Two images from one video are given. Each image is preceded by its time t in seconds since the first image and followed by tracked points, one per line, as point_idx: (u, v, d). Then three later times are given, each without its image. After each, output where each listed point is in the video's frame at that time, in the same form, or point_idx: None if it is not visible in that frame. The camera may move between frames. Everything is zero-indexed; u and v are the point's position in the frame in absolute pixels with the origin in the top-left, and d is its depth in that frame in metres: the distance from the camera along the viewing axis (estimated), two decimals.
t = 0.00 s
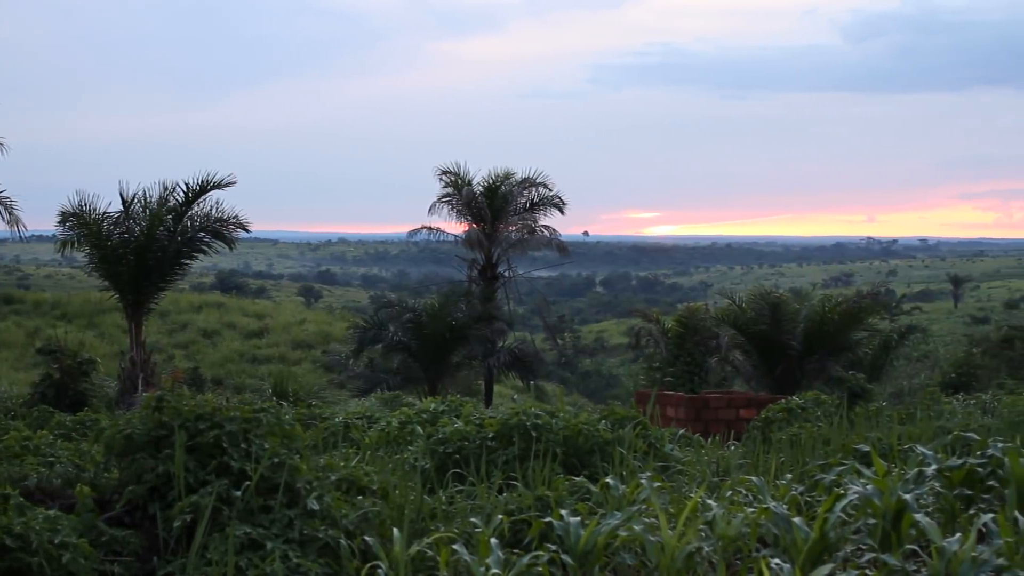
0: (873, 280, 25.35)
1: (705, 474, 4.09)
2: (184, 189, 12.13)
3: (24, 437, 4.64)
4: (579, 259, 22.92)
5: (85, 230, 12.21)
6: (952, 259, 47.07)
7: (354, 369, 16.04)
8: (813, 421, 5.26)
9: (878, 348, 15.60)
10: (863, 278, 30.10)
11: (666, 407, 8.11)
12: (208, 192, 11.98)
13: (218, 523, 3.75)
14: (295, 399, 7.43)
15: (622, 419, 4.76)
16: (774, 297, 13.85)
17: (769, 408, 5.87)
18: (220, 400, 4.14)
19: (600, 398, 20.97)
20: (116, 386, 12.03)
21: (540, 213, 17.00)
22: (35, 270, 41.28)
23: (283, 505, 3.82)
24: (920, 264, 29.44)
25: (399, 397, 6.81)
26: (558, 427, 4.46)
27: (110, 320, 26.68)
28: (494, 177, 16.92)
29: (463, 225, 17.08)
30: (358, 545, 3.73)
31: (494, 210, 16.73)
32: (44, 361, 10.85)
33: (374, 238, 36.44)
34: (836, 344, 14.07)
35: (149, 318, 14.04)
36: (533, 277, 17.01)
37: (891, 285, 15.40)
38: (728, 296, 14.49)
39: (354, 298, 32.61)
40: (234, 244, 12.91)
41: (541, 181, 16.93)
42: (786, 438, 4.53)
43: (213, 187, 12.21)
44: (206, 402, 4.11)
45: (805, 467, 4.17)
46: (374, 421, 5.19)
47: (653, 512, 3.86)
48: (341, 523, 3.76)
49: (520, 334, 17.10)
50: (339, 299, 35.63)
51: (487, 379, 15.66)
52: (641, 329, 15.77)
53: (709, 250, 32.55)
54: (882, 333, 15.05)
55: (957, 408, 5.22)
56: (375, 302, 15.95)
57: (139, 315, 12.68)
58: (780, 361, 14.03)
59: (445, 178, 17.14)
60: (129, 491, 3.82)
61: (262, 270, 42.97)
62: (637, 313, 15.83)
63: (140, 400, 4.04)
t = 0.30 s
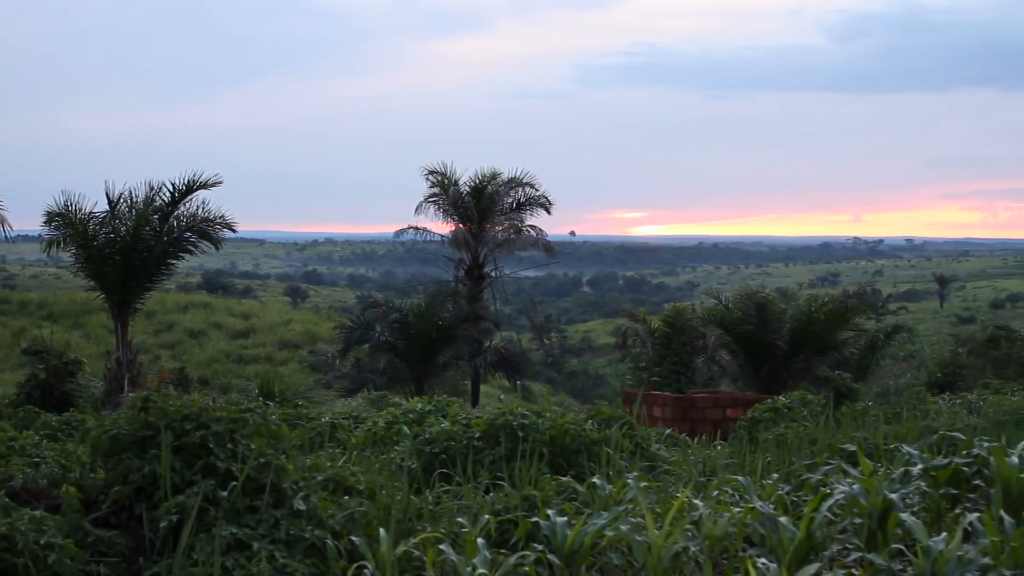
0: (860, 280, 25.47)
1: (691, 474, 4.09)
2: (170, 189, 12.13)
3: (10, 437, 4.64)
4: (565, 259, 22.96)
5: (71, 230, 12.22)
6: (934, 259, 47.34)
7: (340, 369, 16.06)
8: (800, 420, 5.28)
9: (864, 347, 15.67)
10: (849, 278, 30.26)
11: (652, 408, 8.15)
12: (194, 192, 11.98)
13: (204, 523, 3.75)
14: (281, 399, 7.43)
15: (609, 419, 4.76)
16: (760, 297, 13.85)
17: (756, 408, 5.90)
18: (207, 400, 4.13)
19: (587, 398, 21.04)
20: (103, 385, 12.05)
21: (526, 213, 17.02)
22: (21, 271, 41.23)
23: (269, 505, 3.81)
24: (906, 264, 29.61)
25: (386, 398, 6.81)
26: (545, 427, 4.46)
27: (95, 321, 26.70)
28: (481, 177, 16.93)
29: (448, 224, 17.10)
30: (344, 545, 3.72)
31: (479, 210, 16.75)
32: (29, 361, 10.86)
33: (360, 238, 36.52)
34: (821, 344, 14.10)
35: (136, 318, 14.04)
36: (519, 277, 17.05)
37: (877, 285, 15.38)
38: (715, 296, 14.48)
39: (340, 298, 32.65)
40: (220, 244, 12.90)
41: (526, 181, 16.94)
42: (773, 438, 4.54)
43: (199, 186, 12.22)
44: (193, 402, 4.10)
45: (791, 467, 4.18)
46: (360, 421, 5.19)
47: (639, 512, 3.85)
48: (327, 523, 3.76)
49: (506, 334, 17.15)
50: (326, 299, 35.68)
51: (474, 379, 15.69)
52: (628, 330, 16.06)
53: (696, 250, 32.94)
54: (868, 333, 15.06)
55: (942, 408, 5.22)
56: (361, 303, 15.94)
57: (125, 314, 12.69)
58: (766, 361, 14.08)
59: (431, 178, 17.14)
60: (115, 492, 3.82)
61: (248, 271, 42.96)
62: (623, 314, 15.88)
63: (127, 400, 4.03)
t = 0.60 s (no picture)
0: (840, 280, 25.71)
1: (671, 473, 4.09)
2: (149, 189, 12.17)
3: None
4: (546, 258, 23.03)
5: (50, 230, 12.26)
6: (908, 258, 47.87)
7: (321, 369, 16.10)
8: (780, 419, 5.30)
9: (844, 347, 15.78)
10: (830, 279, 30.50)
11: (633, 408, 8.21)
12: (174, 192, 11.95)
13: (184, 524, 3.74)
14: (261, 399, 7.43)
15: (590, 419, 4.76)
16: (740, 298, 13.78)
17: (737, 407, 5.93)
18: (187, 400, 4.13)
19: (568, 398, 21.12)
20: (82, 385, 12.06)
21: (507, 213, 17.05)
22: None
23: (250, 505, 3.81)
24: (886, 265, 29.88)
25: (366, 397, 6.82)
26: (525, 427, 4.47)
27: (75, 322, 26.69)
28: (461, 177, 16.94)
29: (429, 224, 17.11)
30: (325, 545, 3.72)
31: (460, 210, 16.77)
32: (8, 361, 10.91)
33: (340, 238, 36.62)
34: (801, 344, 14.02)
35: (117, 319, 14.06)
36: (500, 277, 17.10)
37: (858, 286, 15.42)
38: (695, 295, 14.46)
39: (321, 298, 32.70)
40: (200, 244, 12.92)
41: (507, 181, 16.97)
42: (752, 437, 4.54)
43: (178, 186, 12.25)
44: (172, 402, 4.09)
45: (771, 466, 4.19)
46: (340, 421, 5.20)
47: (620, 512, 3.86)
48: (308, 524, 3.76)
49: (487, 334, 17.20)
50: (306, 299, 35.71)
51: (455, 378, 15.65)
52: (609, 329, 16.39)
53: (677, 250, 34.97)
54: (849, 333, 15.17)
55: (921, 407, 5.25)
56: (341, 303, 15.95)
57: (105, 314, 12.72)
58: (747, 361, 14.02)
59: (412, 178, 17.15)
60: (94, 492, 3.81)
61: (228, 270, 42.89)
62: (603, 314, 15.90)
63: (107, 400, 4.02)
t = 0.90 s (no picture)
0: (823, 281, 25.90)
1: (654, 473, 4.09)
2: (131, 189, 12.26)
3: None
4: (529, 258, 23.09)
5: (32, 230, 12.34)
6: (887, 258, 48.24)
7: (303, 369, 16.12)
8: (763, 419, 5.32)
9: (827, 347, 15.86)
10: (812, 279, 30.70)
11: (616, 407, 8.24)
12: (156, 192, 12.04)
13: (167, 524, 3.74)
14: (242, 399, 7.44)
15: (572, 419, 4.76)
16: (723, 297, 13.88)
17: (719, 407, 5.97)
18: (169, 400, 4.12)
19: (551, 398, 21.19)
20: (64, 385, 12.12)
21: (489, 213, 17.08)
22: None
23: (232, 505, 3.80)
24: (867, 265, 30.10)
25: (350, 397, 6.82)
26: (508, 426, 4.47)
27: (56, 322, 26.65)
28: (444, 177, 16.96)
29: (412, 224, 17.14)
30: (308, 545, 3.72)
31: (443, 210, 16.80)
32: None
33: (323, 239, 36.66)
34: (784, 343, 14.15)
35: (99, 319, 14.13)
36: (482, 277, 17.15)
37: (841, 286, 15.44)
38: (677, 294, 14.45)
39: (304, 298, 32.72)
40: (182, 244, 13.01)
41: (490, 181, 17.00)
42: (735, 437, 4.55)
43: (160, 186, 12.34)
44: (155, 403, 4.08)
45: (753, 466, 4.19)
46: (323, 421, 5.20)
47: (602, 511, 3.86)
48: (290, 524, 3.75)
49: (471, 334, 17.25)
50: (289, 299, 35.70)
51: (436, 378, 15.87)
52: (590, 329, 16.02)
53: (659, 251, 35.36)
54: (831, 332, 15.27)
55: (903, 407, 5.29)
56: (324, 303, 15.94)
57: (87, 314, 12.80)
58: (729, 361, 14.10)
59: (395, 177, 17.17)
60: (76, 493, 3.79)
61: (211, 270, 42.82)
62: (586, 314, 15.91)
63: (88, 400, 4.01)
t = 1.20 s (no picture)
0: (806, 282, 26.06)
1: (639, 472, 4.09)
2: (115, 189, 12.32)
3: None
4: (515, 258, 23.15)
5: (16, 230, 12.39)
6: (871, 258, 48.46)
7: (288, 369, 16.20)
8: (747, 418, 5.34)
9: (810, 347, 15.94)
10: (796, 280, 30.90)
11: (600, 407, 8.26)
12: (140, 192, 12.10)
13: (151, 525, 3.74)
14: (223, 398, 7.46)
15: (557, 419, 4.76)
16: (707, 297, 14.00)
17: (704, 407, 6.02)
18: (154, 400, 4.11)
19: (535, 398, 21.26)
20: (49, 385, 12.16)
21: (473, 213, 17.18)
22: None
23: (217, 506, 3.80)
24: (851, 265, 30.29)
25: (336, 397, 6.83)
26: (493, 426, 4.47)
27: (40, 323, 26.62)
28: (429, 177, 17.05)
29: (396, 224, 17.23)
30: (292, 546, 3.72)
31: (428, 210, 16.89)
32: None
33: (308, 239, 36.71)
34: (768, 343, 14.38)
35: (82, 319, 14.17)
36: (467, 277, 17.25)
37: (826, 286, 15.50)
38: (662, 294, 14.47)
39: (288, 298, 32.73)
40: (166, 244, 13.07)
41: (474, 181, 17.10)
42: (720, 437, 4.55)
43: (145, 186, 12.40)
44: (139, 403, 4.08)
45: (738, 466, 4.20)
46: (308, 421, 5.21)
47: (587, 511, 3.86)
48: (275, 524, 3.75)
49: (455, 334, 17.32)
50: (274, 299, 35.72)
51: (422, 378, 15.97)
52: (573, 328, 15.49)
53: (644, 251, 35.45)
54: (815, 333, 15.34)
55: (888, 407, 5.31)
56: (309, 303, 16.01)
57: (71, 314, 12.85)
58: (714, 361, 14.32)
59: (379, 178, 17.25)
60: (60, 494, 3.78)
61: (195, 270, 42.78)
62: (570, 314, 15.94)
63: (72, 401, 4.01)
